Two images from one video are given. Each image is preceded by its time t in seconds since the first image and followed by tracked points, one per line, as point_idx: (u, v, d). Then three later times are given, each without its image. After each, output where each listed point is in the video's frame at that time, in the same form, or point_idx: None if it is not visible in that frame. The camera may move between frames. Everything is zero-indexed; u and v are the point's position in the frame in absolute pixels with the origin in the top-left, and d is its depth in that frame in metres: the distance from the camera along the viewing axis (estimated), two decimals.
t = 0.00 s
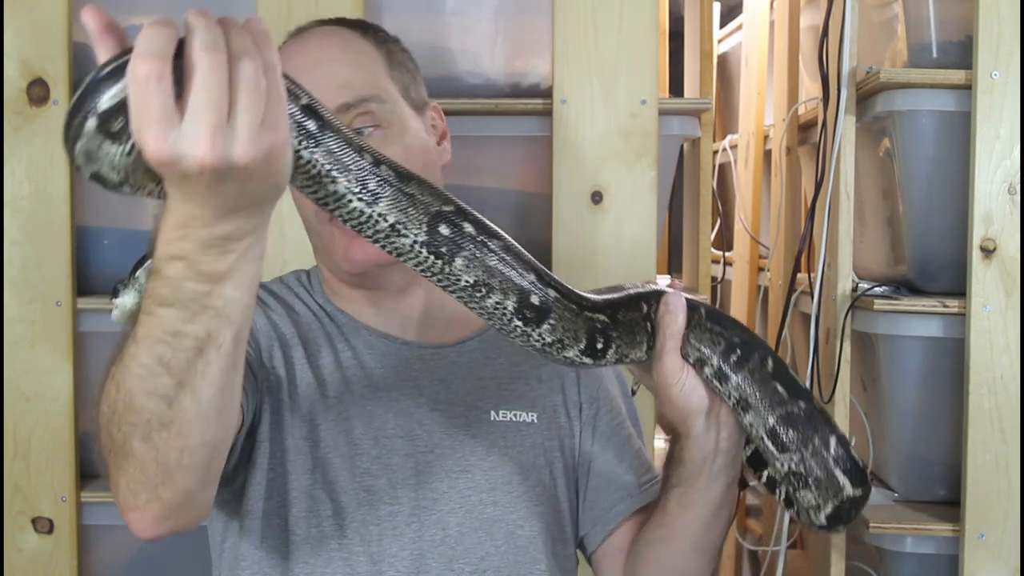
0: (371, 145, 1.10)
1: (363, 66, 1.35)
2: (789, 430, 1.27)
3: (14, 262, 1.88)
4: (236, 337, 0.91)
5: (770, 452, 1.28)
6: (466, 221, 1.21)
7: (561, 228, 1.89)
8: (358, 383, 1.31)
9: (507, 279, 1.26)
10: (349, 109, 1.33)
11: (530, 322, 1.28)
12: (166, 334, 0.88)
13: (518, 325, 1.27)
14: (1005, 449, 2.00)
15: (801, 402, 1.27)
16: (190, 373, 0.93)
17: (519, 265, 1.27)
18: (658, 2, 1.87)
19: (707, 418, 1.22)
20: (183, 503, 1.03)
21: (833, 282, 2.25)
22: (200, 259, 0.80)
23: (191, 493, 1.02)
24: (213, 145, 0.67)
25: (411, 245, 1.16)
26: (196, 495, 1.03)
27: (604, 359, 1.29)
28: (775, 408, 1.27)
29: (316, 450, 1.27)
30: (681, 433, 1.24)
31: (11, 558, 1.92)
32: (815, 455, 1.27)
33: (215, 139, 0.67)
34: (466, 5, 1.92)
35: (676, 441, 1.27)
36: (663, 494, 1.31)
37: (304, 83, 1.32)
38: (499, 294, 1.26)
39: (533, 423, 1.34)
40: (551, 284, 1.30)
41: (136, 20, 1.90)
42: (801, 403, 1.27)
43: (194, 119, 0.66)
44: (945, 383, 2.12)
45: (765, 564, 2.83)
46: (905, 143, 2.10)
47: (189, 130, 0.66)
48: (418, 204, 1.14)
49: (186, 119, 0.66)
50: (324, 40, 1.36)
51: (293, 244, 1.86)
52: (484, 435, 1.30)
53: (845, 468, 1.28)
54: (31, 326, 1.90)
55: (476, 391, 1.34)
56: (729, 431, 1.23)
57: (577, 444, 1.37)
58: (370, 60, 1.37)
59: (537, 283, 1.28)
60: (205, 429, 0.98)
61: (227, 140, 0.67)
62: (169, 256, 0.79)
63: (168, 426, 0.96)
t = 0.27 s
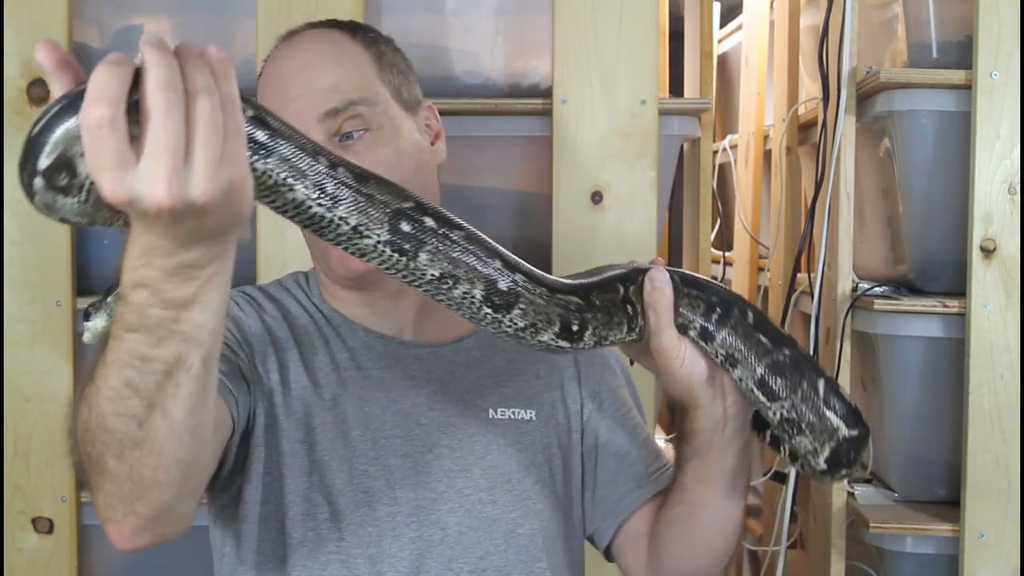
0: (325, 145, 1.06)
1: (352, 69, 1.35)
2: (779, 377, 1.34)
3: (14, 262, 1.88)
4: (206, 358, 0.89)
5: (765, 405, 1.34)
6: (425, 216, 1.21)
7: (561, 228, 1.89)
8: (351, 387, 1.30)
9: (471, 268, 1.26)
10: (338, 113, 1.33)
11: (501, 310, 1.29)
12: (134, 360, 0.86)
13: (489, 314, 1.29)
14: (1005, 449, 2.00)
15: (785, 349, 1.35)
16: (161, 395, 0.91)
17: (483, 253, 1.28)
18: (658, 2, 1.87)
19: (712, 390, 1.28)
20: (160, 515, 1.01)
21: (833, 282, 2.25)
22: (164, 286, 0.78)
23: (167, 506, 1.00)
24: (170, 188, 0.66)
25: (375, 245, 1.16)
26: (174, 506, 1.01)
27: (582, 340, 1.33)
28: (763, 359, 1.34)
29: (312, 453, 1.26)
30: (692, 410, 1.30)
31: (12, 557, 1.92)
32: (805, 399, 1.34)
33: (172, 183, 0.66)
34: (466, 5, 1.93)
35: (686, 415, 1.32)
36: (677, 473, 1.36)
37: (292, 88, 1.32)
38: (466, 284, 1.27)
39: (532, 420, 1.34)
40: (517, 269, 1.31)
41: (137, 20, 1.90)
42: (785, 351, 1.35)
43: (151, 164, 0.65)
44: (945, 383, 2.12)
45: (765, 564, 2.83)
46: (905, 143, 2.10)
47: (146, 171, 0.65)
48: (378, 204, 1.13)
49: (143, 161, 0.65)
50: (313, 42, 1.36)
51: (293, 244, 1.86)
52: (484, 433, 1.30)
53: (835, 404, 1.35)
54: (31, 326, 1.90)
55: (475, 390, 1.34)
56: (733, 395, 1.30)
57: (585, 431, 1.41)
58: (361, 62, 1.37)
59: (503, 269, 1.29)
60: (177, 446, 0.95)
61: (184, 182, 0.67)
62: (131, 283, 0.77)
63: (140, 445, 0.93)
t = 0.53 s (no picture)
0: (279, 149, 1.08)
1: (367, 65, 1.36)
2: (769, 343, 1.36)
3: (14, 262, 1.88)
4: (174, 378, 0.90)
5: (755, 373, 1.37)
6: (385, 213, 1.19)
7: (562, 227, 1.89)
8: (351, 385, 1.30)
9: (434, 262, 1.25)
10: (354, 110, 1.34)
11: (467, 303, 1.29)
12: (101, 379, 0.87)
13: (455, 307, 1.28)
14: (1005, 449, 2.00)
15: (770, 316, 1.38)
16: (131, 414, 0.90)
17: (445, 246, 1.27)
18: (658, 2, 1.87)
19: (717, 372, 1.29)
20: (137, 528, 1.00)
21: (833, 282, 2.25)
22: (129, 308, 0.81)
23: (143, 519, 0.99)
24: (130, 215, 0.68)
25: (335, 247, 1.15)
26: (150, 520, 1.00)
27: (557, 332, 1.34)
28: (751, 328, 1.36)
29: (312, 453, 1.26)
30: (699, 394, 1.30)
31: (12, 558, 1.92)
32: (796, 361, 1.36)
33: (132, 210, 0.68)
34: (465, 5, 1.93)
35: (692, 401, 1.33)
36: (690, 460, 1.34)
37: (309, 84, 1.33)
38: (431, 279, 1.25)
39: (535, 415, 1.35)
40: (481, 259, 1.30)
41: (137, 20, 1.89)
42: (770, 317, 1.38)
43: (110, 191, 0.68)
44: (945, 382, 2.12)
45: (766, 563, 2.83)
46: (905, 143, 2.10)
47: (104, 198, 0.68)
48: (334, 204, 1.13)
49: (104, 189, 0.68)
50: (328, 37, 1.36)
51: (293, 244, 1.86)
52: (487, 429, 1.31)
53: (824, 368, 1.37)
54: (31, 326, 1.90)
55: (477, 387, 1.35)
56: (739, 377, 1.31)
57: (591, 419, 1.41)
58: (375, 58, 1.38)
59: (467, 261, 1.28)
60: (156, 463, 0.95)
61: (145, 207, 0.69)
62: (97, 305, 0.80)
63: (114, 461, 0.92)
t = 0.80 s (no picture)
0: (227, 155, 1.10)
1: (397, 62, 1.45)
2: (756, 334, 1.34)
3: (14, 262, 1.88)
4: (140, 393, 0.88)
5: (743, 365, 1.34)
6: (339, 216, 1.19)
7: (561, 226, 1.89)
8: (351, 384, 1.30)
9: (391, 265, 1.24)
10: (383, 101, 1.42)
11: (425, 304, 1.28)
12: (67, 393, 0.85)
13: (415, 308, 1.28)
14: (1005, 448, 2.00)
15: (757, 306, 1.36)
16: (98, 427, 0.89)
17: (401, 247, 1.26)
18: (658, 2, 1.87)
19: (727, 370, 1.24)
20: (113, 538, 0.98)
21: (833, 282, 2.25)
22: (88, 324, 0.81)
23: (119, 529, 0.97)
24: (79, 232, 0.69)
25: (287, 252, 1.16)
26: (127, 529, 0.98)
27: (525, 334, 1.33)
28: (737, 320, 1.34)
29: (310, 451, 1.26)
30: (705, 393, 1.26)
31: (12, 558, 1.92)
32: (783, 352, 1.33)
33: (81, 227, 0.69)
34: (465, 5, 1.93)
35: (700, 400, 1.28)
36: (700, 455, 1.30)
37: (339, 71, 1.40)
38: (388, 281, 1.25)
39: (535, 410, 1.35)
40: (441, 260, 1.29)
41: (137, 20, 1.89)
42: (758, 308, 1.35)
43: (59, 208, 0.68)
44: (945, 382, 2.12)
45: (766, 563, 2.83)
46: (905, 143, 2.10)
47: (53, 215, 0.68)
48: (285, 209, 1.14)
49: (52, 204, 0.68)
50: (359, 31, 1.44)
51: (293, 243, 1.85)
52: (488, 425, 1.31)
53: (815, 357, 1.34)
54: (31, 326, 1.89)
55: (476, 382, 1.35)
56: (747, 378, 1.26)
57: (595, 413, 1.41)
58: (402, 56, 1.47)
59: (425, 262, 1.27)
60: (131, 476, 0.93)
61: (95, 225, 0.69)
62: (58, 320, 0.80)
63: (84, 473, 0.91)
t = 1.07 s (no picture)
0: (168, 143, 1.07)
1: (408, 61, 1.46)
2: (734, 319, 1.20)
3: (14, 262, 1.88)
4: (104, 395, 0.88)
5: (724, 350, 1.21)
6: (286, 207, 1.15)
7: (562, 226, 1.89)
8: (351, 383, 1.30)
9: (342, 255, 1.17)
10: (394, 98, 1.43)
11: (377, 293, 1.20)
12: (30, 395, 0.86)
13: (368, 299, 1.20)
14: (1005, 449, 1.99)
15: (732, 287, 1.22)
16: (64, 428, 0.88)
17: (350, 236, 1.18)
18: (658, 3, 1.87)
19: (722, 360, 1.18)
20: (88, 542, 0.97)
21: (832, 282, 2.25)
22: (49, 325, 0.82)
23: (94, 532, 0.96)
24: (25, 230, 0.72)
25: (234, 244, 1.12)
26: (102, 532, 0.97)
27: (483, 327, 1.23)
28: (713, 305, 1.20)
29: (309, 451, 1.26)
30: (705, 386, 1.20)
31: (12, 558, 1.91)
32: (762, 334, 1.21)
33: (26, 225, 0.71)
34: (465, 6, 1.93)
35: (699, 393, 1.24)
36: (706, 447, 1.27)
37: (351, 66, 1.41)
38: (339, 271, 1.17)
39: (536, 409, 1.35)
40: (395, 249, 1.20)
41: (137, 21, 1.90)
42: (734, 288, 1.22)
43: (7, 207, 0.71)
44: (945, 381, 2.12)
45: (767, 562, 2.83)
46: (905, 143, 2.10)
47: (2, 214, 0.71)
48: (230, 199, 1.11)
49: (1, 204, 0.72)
50: (372, 28, 1.45)
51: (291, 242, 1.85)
52: (488, 425, 1.31)
53: (792, 331, 1.22)
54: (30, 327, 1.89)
55: (476, 382, 1.35)
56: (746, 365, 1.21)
57: (600, 407, 1.41)
58: (412, 54, 1.48)
59: (376, 252, 1.19)
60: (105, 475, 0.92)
61: (41, 222, 0.72)
62: (20, 321, 0.82)
63: (54, 473, 0.90)
